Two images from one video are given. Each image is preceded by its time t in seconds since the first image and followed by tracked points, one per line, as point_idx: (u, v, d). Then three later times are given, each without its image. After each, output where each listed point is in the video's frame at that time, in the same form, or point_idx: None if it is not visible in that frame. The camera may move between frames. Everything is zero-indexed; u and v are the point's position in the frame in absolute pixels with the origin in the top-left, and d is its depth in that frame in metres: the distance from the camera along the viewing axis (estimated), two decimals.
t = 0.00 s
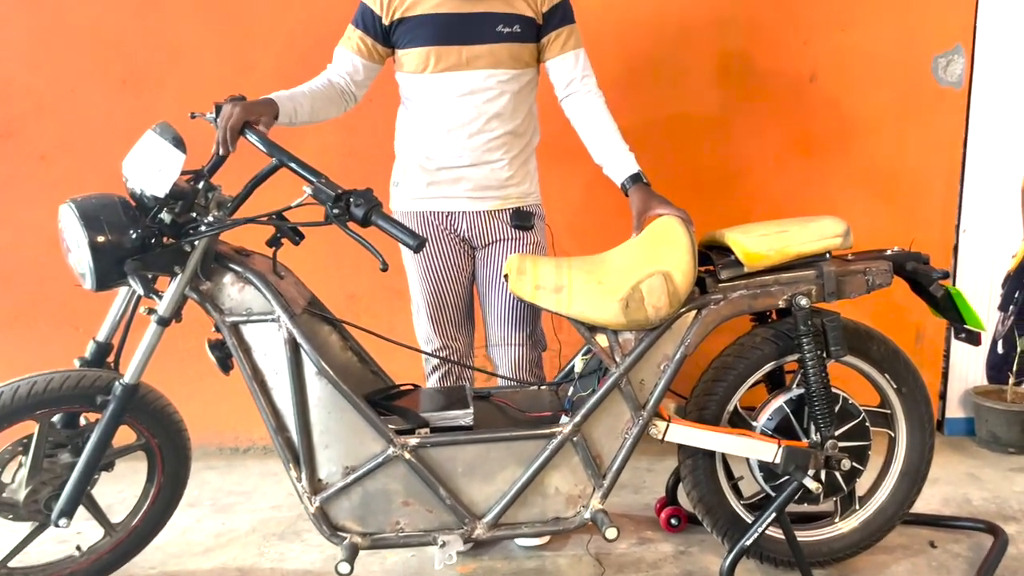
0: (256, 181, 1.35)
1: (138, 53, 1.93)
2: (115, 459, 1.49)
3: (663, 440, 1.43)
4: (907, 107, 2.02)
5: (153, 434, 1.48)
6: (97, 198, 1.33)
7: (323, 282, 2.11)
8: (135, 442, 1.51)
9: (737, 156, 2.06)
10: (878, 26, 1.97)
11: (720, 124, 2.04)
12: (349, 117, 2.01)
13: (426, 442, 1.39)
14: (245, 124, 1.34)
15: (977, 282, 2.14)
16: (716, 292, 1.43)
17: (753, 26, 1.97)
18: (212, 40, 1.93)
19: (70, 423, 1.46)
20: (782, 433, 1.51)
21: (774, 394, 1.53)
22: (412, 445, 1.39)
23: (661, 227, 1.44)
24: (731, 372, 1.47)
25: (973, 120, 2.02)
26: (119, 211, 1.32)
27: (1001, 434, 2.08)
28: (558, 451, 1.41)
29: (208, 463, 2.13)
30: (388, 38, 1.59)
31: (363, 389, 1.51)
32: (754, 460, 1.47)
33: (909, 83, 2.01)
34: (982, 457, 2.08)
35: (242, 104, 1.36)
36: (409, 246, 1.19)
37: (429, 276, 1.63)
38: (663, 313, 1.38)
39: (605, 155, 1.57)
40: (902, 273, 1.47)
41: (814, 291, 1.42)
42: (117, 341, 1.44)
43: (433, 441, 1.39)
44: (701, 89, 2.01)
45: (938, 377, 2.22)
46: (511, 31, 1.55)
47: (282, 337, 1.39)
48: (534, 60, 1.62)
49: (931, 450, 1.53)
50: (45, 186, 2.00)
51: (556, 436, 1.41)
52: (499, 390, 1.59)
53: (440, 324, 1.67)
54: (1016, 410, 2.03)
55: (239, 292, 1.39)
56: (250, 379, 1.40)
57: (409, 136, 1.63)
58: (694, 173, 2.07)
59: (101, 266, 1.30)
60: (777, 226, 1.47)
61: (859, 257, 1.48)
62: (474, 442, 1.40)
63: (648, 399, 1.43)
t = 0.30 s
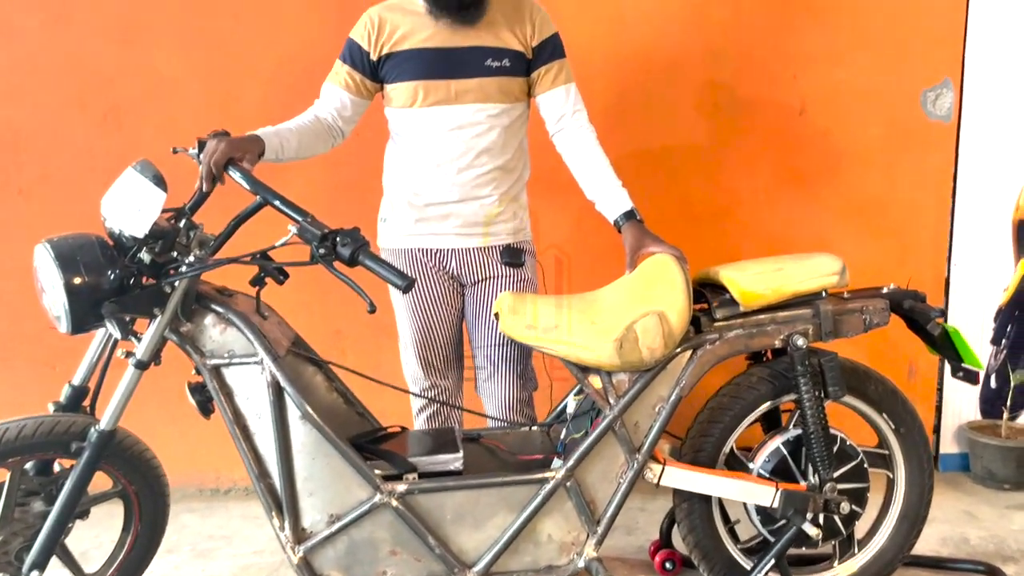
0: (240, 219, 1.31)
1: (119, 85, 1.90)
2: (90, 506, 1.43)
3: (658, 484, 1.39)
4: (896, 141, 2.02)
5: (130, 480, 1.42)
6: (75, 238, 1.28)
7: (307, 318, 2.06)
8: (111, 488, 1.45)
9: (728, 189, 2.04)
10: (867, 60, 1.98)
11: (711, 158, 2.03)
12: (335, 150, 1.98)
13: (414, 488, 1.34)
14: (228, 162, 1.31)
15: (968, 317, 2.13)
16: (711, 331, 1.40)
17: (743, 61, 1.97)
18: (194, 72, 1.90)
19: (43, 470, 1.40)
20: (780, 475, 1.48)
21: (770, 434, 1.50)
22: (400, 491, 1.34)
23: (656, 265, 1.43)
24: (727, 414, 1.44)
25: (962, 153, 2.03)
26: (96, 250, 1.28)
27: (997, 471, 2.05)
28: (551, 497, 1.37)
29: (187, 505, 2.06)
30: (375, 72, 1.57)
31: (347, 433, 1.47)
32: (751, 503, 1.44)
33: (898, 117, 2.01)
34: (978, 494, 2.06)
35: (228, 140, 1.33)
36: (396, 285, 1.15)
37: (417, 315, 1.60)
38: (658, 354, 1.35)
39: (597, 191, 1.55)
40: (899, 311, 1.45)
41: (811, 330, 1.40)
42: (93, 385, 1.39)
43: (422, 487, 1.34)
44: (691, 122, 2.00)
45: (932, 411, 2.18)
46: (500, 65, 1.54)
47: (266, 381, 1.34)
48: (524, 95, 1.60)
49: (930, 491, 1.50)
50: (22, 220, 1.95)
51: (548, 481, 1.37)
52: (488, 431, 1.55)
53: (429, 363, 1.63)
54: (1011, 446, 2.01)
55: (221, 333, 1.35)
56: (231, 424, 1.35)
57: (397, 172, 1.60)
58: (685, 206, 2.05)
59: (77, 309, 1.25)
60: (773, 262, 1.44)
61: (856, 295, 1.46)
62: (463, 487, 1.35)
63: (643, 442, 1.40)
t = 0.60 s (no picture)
0: (219, 269, 1.28)
1: (101, 128, 1.88)
2: (61, 565, 1.37)
3: (651, 539, 1.34)
4: (885, 183, 2.02)
5: (104, 538, 1.37)
6: (49, 289, 1.25)
7: (291, 362, 2.02)
8: (84, 545, 1.39)
9: (718, 231, 2.03)
10: (854, 102, 1.98)
11: (700, 199, 2.02)
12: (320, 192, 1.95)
13: (399, 546, 1.29)
14: (210, 209, 1.28)
15: (960, 360, 2.12)
16: (703, 382, 1.37)
17: (730, 104, 1.97)
18: (176, 114, 1.88)
19: (13, 527, 1.34)
20: (774, 527, 1.45)
21: (765, 484, 1.47)
22: (384, 550, 1.29)
23: (644, 312, 1.42)
24: (721, 465, 1.40)
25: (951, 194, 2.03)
26: (71, 302, 1.24)
27: (992, 516, 2.03)
28: (540, 554, 1.32)
29: (164, 557, 2.01)
30: (357, 118, 1.56)
31: (329, 484, 1.43)
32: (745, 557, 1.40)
33: (886, 159, 2.01)
34: (973, 539, 2.03)
35: (209, 186, 1.30)
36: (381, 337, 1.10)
37: (400, 363, 1.57)
38: (649, 406, 1.31)
39: (584, 236, 1.53)
40: (893, 359, 1.44)
41: (805, 380, 1.37)
42: (67, 438, 1.35)
43: (406, 545, 1.29)
44: (679, 163, 2.00)
45: (925, 454, 2.15)
46: (482, 108, 1.53)
47: (245, 436, 1.30)
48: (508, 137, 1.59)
49: (926, 543, 1.47)
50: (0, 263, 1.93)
51: (537, 537, 1.32)
52: (475, 483, 1.52)
53: (412, 411, 1.60)
54: (1005, 492, 1.98)
55: (199, 386, 1.31)
56: (209, 480, 1.30)
57: (380, 217, 1.58)
58: (674, 248, 2.04)
59: (49, 363, 1.21)
60: (765, 311, 1.42)
61: (849, 343, 1.44)
62: (449, 545, 1.30)
63: (635, 495, 1.36)
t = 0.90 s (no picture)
0: (201, 319, 1.25)
1: (90, 169, 1.89)
2: None
3: None
4: (875, 224, 2.02)
5: None
6: (24, 341, 1.20)
7: (275, 406, 1.98)
8: None
9: (709, 271, 2.02)
10: (843, 144, 1.98)
11: (690, 239, 2.01)
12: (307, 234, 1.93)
13: None
14: (192, 257, 1.25)
15: (953, 402, 2.10)
16: (696, 433, 1.33)
17: (719, 146, 1.97)
18: (165, 156, 1.89)
19: None
20: None
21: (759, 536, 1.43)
22: None
23: (636, 362, 1.41)
24: (715, 517, 1.37)
25: (942, 235, 2.02)
26: (46, 354, 1.20)
27: (988, 561, 1.99)
28: None
29: None
30: (343, 164, 1.56)
31: (310, 539, 1.37)
32: None
33: (876, 200, 2.01)
34: None
35: (191, 233, 1.27)
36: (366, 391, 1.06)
37: (387, 410, 1.54)
38: (642, 458, 1.26)
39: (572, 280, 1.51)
40: (889, 409, 1.41)
41: (799, 431, 1.35)
42: (42, 493, 1.30)
43: None
44: (668, 202, 1.99)
45: (920, 496, 2.12)
46: (467, 148, 1.52)
47: (226, 491, 1.26)
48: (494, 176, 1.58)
49: None
50: None
51: None
52: (463, 535, 1.45)
53: (402, 460, 1.57)
54: (1002, 537, 1.95)
55: (179, 439, 1.27)
56: (188, 537, 1.26)
57: (367, 262, 1.56)
58: (665, 289, 2.03)
59: (23, 418, 1.16)
60: (760, 359, 1.40)
61: (844, 392, 1.42)
62: None
63: (627, 550, 1.32)
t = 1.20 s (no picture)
0: (191, 359, 1.24)
1: (84, 201, 1.89)
2: None
3: None
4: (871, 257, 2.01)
5: None
6: (11, 381, 1.18)
7: (267, 440, 1.96)
8: None
9: (706, 303, 2.02)
10: (838, 177, 1.99)
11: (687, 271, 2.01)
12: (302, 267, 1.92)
13: None
14: (183, 293, 1.23)
15: (952, 436, 2.08)
16: (695, 472, 1.32)
17: (714, 179, 1.97)
18: (160, 189, 1.89)
19: None
20: None
21: None
22: None
23: (633, 398, 1.39)
24: (712, 559, 1.34)
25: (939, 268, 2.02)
26: (34, 395, 1.17)
27: None
28: None
29: None
30: (338, 200, 1.56)
31: None
32: None
33: (872, 233, 2.01)
34: None
35: (185, 270, 1.25)
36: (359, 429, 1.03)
37: (380, 447, 1.52)
38: (639, 499, 1.25)
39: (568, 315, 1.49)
40: (889, 447, 1.40)
41: (799, 470, 1.33)
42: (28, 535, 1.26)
43: None
44: (663, 234, 1.99)
45: (919, 532, 2.11)
46: (461, 180, 1.51)
47: (216, 533, 1.24)
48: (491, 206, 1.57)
49: None
50: None
51: None
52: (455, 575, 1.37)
53: (394, 497, 1.54)
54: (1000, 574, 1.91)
55: (168, 479, 1.24)
56: None
57: (361, 297, 1.55)
58: (661, 321, 2.02)
59: (8, 460, 1.13)
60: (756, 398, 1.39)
61: (844, 430, 1.40)
62: None
63: None
